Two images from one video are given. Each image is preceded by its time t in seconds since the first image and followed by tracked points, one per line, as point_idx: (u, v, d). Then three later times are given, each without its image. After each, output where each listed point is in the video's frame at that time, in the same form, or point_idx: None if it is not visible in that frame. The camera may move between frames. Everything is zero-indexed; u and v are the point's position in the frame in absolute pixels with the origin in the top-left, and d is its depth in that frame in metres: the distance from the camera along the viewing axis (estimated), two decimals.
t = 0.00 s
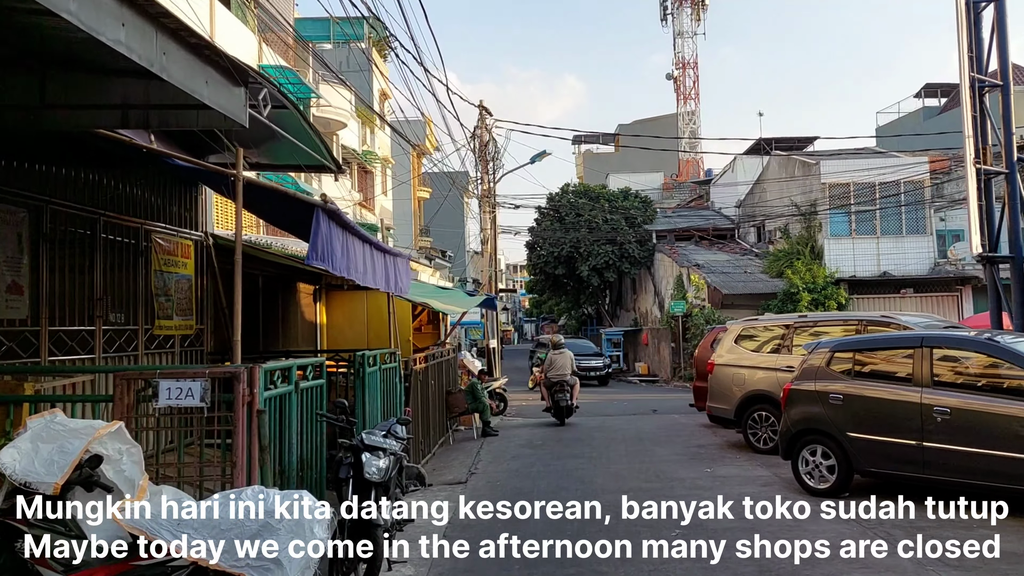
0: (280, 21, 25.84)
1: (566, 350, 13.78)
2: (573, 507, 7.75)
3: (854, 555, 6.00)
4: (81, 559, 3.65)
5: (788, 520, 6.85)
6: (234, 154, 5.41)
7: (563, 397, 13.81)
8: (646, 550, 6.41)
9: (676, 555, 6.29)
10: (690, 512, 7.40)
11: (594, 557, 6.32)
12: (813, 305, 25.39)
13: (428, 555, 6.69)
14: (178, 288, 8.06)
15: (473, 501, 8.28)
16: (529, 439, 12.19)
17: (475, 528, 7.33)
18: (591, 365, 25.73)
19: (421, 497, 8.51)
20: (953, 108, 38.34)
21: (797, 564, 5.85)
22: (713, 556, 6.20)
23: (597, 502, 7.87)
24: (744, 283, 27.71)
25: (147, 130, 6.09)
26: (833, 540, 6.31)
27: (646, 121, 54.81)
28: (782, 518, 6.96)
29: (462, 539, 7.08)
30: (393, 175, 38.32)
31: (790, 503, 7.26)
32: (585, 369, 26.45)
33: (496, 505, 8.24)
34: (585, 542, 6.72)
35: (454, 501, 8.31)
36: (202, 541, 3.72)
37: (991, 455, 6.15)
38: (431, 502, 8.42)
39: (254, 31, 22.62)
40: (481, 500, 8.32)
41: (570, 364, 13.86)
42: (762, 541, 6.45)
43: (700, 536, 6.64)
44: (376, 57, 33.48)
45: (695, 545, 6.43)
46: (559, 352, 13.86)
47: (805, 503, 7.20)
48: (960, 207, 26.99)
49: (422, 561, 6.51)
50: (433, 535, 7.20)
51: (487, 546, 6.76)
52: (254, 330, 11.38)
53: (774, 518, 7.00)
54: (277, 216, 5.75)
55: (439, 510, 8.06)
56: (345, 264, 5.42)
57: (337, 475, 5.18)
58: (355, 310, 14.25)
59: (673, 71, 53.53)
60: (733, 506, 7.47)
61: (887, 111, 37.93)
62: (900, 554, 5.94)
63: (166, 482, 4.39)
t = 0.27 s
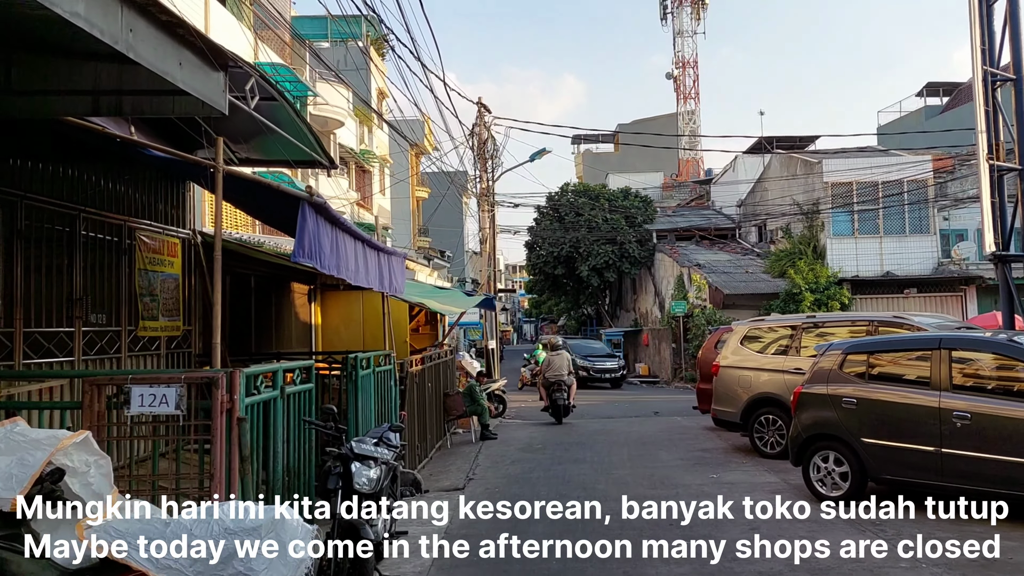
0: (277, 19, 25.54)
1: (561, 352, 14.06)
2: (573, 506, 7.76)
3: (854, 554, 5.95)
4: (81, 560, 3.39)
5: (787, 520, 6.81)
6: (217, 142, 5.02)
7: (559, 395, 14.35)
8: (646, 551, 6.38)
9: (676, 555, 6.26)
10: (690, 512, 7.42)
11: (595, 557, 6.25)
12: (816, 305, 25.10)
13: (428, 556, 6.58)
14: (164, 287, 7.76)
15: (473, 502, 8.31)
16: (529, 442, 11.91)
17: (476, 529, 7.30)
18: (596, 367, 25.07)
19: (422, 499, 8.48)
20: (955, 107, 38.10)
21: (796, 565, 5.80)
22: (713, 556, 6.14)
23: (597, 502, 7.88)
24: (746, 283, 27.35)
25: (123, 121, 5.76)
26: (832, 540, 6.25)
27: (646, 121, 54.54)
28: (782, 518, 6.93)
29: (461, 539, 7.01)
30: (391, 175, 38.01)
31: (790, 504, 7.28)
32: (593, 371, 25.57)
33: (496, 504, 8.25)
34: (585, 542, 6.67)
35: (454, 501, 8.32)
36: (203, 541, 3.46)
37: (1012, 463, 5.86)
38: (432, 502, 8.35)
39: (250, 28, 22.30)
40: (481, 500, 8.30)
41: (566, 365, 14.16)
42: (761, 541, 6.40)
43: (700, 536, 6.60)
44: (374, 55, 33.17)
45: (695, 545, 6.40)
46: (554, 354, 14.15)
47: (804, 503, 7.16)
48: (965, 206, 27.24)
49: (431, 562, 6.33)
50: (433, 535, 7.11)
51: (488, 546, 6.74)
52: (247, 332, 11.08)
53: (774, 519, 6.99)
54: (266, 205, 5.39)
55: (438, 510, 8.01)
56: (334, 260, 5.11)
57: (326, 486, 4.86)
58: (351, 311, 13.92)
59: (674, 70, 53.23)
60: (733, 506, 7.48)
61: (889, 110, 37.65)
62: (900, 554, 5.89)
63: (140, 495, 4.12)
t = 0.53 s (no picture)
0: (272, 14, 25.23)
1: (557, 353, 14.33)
2: (573, 507, 7.63)
3: (855, 555, 5.83)
4: (82, 558, 3.40)
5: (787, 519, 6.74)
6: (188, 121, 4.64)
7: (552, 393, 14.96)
8: (646, 550, 6.26)
9: (676, 555, 6.14)
10: (690, 512, 7.30)
11: (595, 557, 6.13)
12: (818, 304, 24.77)
13: (427, 554, 6.52)
14: (147, 283, 7.43)
15: (473, 502, 8.21)
16: (527, 444, 11.59)
17: (478, 529, 7.21)
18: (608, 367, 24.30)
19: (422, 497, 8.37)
20: (956, 105, 37.83)
21: (796, 565, 5.68)
22: (713, 556, 6.05)
23: (597, 503, 7.76)
24: (747, 282, 27.02)
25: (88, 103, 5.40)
26: (832, 540, 6.14)
27: (645, 119, 54.27)
28: (781, 518, 6.85)
29: (462, 538, 6.94)
30: (389, 173, 37.69)
31: (790, 504, 7.21)
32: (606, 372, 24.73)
33: (496, 504, 8.16)
34: (585, 542, 6.56)
35: (454, 501, 8.20)
36: (203, 540, 3.45)
37: None
38: (431, 502, 8.24)
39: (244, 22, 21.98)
40: (481, 500, 8.22)
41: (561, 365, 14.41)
42: (761, 541, 6.29)
43: (701, 536, 6.51)
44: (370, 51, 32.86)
45: (695, 545, 6.29)
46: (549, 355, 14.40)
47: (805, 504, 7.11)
48: (968, 203, 26.96)
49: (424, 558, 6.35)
50: (434, 534, 7.06)
51: (488, 546, 6.65)
52: (237, 330, 10.77)
53: (775, 518, 6.90)
54: (246, 188, 5.05)
55: (438, 510, 7.91)
56: (316, 252, 4.81)
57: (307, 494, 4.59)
58: (345, 309, 13.67)
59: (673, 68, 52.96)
60: (733, 506, 7.39)
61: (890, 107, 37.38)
62: (900, 555, 5.77)
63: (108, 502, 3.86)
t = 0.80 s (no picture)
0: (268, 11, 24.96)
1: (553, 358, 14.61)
2: (573, 507, 7.82)
3: (854, 555, 5.88)
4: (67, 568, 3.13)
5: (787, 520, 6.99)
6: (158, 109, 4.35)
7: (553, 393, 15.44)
8: (646, 550, 6.43)
9: (676, 555, 6.28)
10: (690, 513, 7.55)
11: (595, 557, 6.34)
12: (821, 306, 24.52)
13: (428, 555, 6.74)
14: (131, 285, 7.13)
15: (474, 501, 8.46)
16: (526, 449, 11.29)
17: (479, 529, 7.45)
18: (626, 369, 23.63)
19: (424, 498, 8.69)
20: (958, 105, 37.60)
21: (796, 564, 5.79)
22: (713, 556, 6.17)
23: (597, 502, 7.99)
24: (748, 283, 26.76)
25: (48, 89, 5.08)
26: (832, 539, 6.21)
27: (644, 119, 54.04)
28: (781, 518, 7.11)
29: (463, 538, 7.14)
30: (387, 172, 37.43)
31: (788, 504, 7.52)
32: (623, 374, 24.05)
33: (497, 504, 8.39)
34: (586, 542, 6.73)
35: (454, 501, 8.47)
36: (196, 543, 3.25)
37: None
38: (432, 503, 8.52)
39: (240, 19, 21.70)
40: (482, 500, 8.44)
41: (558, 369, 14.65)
42: (761, 540, 6.43)
43: (700, 536, 6.68)
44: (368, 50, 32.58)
45: (695, 545, 6.45)
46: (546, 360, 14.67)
47: (805, 504, 7.50)
48: (970, 204, 26.47)
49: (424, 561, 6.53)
50: (433, 535, 7.25)
51: (489, 546, 6.87)
52: (228, 334, 10.50)
53: (773, 518, 7.19)
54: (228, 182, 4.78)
55: (438, 510, 8.22)
56: (301, 252, 4.54)
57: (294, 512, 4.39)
58: (340, 310, 13.40)
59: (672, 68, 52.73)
60: (732, 507, 7.64)
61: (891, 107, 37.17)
62: (900, 555, 5.79)
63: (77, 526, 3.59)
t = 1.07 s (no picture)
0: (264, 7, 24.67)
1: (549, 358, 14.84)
2: (573, 507, 7.74)
3: (854, 555, 5.82)
4: None
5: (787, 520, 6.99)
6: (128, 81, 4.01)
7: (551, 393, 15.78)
8: (646, 551, 6.36)
9: (676, 555, 6.24)
10: (690, 512, 7.45)
11: (594, 557, 6.27)
12: (824, 304, 24.24)
13: (428, 555, 6.64)
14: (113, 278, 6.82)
15: (473, 502, 8.28)
16: (525, 451, 10.96)
17: (478, 527, 7.36)
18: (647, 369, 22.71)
19: (425, 499, 8.46)
20: (959, 103, 37.39)
21: (797, 565, 5.70)
22: (713, 556, 6.12)
23: (596, 502, 7.90)
24: (750, 281, 26.47)
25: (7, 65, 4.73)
26: (833, 540, 6.14)
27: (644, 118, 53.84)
28: (781, 518, 7.10)
29: (462, 538, 7.04)
30: (385, 170, 37.16)
31: (790, 504, 7.45)
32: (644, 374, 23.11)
33: (497, 504, 8.22)
34: (585, 542, 6.68)
35: (454, 501, 8.29)
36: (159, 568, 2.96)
37: None
38: (431, 503, 8.33)
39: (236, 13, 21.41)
40: (483, 500, 8.29)
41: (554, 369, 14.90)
42: (762, 541, 6.37)
43: (701, 536, 6.60)
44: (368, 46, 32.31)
45: (695, 546, 6.37)
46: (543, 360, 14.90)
47: (805, 504, 7.37)
48: (974, 201, 26.25)
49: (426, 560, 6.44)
50: (434, 535, 7.14)
51: (488, 546, 6.78)
52: (220, 332, 10.19)
53: (775, 518, 7.14)
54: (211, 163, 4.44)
55: (438, 510, 8.05)
56: (283, 242, 4.23)
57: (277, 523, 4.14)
58: (335, 308, 13.04)
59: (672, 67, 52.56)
60: (734, 506, 7.55)
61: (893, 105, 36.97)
62: (900, 555, 5.73)
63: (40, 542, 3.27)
